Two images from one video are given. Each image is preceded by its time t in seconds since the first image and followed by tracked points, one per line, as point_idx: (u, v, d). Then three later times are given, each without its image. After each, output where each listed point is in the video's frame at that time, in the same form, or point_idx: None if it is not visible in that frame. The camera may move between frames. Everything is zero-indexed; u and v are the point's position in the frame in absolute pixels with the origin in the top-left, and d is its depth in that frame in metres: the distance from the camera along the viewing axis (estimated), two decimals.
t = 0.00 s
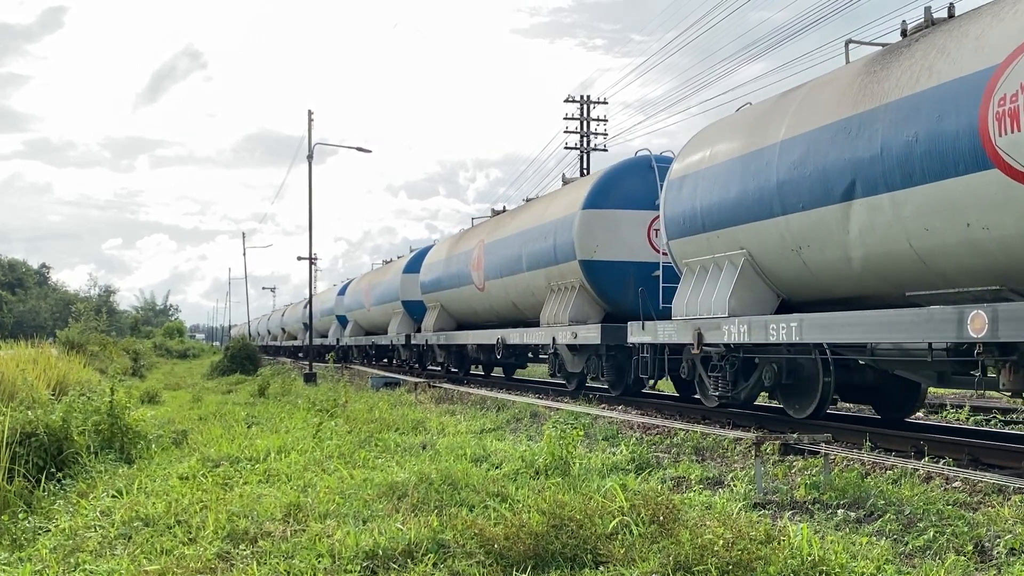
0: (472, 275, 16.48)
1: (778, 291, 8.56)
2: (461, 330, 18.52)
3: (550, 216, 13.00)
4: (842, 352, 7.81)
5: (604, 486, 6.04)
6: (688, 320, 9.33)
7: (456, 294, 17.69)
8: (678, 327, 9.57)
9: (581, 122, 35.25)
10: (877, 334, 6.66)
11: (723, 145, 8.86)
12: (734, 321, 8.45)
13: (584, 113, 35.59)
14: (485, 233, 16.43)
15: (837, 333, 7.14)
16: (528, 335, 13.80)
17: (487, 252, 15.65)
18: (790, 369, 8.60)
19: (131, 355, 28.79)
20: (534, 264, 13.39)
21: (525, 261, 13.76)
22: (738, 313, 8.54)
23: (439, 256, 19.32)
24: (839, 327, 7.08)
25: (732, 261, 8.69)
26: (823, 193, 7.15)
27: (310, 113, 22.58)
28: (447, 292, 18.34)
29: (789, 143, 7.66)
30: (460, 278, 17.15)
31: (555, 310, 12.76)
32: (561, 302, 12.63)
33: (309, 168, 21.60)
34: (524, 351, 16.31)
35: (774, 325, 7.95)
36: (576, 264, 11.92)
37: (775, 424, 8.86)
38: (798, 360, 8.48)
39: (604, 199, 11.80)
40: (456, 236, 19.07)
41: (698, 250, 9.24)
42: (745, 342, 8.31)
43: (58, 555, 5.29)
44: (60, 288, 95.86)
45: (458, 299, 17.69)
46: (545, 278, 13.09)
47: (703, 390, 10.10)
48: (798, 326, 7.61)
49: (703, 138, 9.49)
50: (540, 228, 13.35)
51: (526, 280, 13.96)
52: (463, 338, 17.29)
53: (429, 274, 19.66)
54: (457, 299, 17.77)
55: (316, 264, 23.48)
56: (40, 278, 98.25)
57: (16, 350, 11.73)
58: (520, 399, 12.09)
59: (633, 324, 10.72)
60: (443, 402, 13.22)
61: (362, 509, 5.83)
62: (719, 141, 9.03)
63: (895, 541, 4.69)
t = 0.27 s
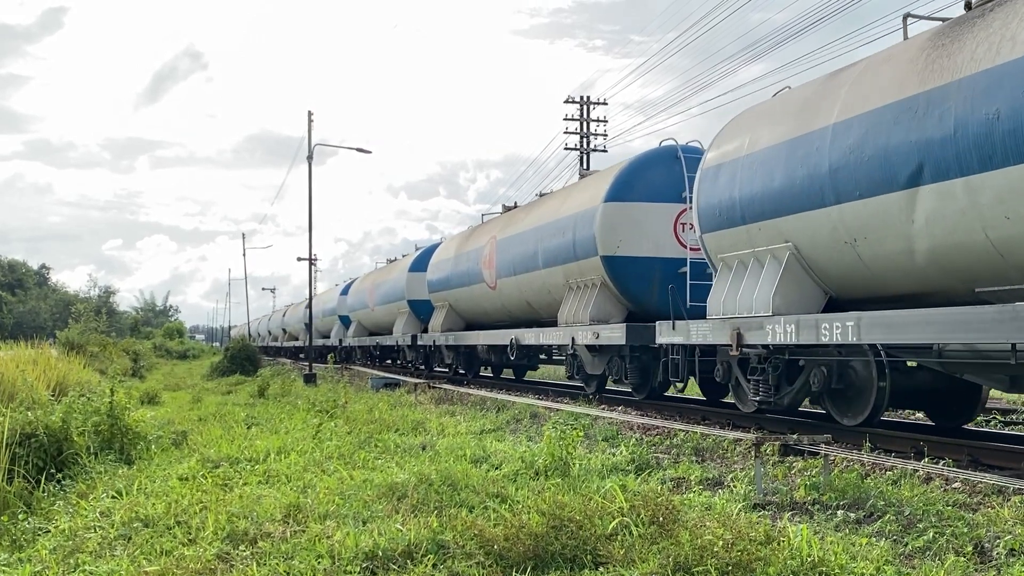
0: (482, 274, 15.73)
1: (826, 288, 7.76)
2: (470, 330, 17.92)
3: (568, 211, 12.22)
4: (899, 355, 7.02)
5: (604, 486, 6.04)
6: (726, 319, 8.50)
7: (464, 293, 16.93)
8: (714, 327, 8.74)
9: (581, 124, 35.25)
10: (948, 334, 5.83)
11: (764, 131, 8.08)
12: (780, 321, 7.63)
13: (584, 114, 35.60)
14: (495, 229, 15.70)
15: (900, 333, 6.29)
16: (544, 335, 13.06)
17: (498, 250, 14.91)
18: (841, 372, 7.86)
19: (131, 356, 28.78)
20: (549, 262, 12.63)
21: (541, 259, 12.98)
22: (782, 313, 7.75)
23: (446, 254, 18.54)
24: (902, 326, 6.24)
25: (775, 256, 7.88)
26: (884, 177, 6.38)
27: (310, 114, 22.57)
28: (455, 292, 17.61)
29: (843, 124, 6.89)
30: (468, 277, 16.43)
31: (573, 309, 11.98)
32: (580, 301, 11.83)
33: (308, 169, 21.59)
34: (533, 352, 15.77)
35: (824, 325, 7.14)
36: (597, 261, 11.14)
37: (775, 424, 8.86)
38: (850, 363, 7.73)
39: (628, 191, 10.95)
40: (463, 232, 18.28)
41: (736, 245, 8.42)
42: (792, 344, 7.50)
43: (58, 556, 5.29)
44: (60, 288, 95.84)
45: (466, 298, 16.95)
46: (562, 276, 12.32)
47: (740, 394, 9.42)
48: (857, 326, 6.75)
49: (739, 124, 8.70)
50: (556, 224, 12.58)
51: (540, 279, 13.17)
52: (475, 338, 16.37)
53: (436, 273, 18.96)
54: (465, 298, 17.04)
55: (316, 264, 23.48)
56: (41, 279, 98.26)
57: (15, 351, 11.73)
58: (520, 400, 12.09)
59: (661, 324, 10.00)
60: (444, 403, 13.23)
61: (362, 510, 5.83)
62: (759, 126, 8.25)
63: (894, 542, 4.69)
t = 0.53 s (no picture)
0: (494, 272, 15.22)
1: (882, 284, 7.29)
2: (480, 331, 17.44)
3: (589, 204, 11.69)
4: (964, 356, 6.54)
5: (604, 488, 6.04)
6: (771, 319, 7.97)
7: (475, 292, 16.42)
8: (756, 327, 8.23)
9: (581, 125, 35.26)
10: None
11: (812, 115, 7.58)
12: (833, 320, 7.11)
13: (584, 116, 35.62)
14: (508, 225, 15.17)
15: (975, 332, 5.79)
16: (562, 336, 12.53)
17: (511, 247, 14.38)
18: (901, 377, 7.37)
19: (131, 357, 28.77)
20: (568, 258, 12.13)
21: (558, 255, 12.46)
22: (834, 311, 7.28)
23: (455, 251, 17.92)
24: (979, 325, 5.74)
25: (824, 249, 7.42)
26: (958, 158, 5.86)
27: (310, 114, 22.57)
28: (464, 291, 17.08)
29: (907, 103, 6.37)
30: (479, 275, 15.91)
31: (594, 308, 11.43)
32: (604, 300, 11.25)
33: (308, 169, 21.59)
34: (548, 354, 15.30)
35: (886, 324, 6.63)
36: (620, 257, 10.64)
37: (775, 426, 8.87)
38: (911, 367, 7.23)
39: (654, 183, 10.44)
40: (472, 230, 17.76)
41: (781, 238, 7.91)
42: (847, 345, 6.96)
43: (57, 557, 5.28)
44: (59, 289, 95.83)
45: (477, 297, 16.42)
46: (581, 273, 11.81)
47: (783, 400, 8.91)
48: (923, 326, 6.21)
49: (783, 109, 8.19)
50: (575, 218, 12.06)
51: (558, 276, 12.65)
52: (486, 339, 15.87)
53: (444, 271, 18.45)
54: (475, 297, 16.54)
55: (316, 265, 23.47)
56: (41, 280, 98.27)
57: (15, 352, 11.73)
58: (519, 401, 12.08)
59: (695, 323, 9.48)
60: (444, 404, 13.25)
61: (362, 511, 5.83)
62: (807, 111, 7.72)
63: (895, 543, 4.69)
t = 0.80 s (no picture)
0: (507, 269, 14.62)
1: (946, 279, 6.69)
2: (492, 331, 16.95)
3: (611, 197, 11.07)
4: None
5: (603, 489, 6.03)
6: (823, 319, 7.31)
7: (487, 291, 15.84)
8: (805, 327, 7.55)
9: (581, 125, 35.23)
10: None
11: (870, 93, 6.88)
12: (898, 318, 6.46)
13: (583, 116, 35.60)
14: (520, 220, 14.59)
15: None
16: (582, 336, 11.94)
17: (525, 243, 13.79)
18: (973, 381, 6.63)
19: (131, 358, 28.77)
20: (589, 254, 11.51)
21: (577, 251, 11.88)
22: (897, 310, 6.65)
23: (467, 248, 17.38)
24: None
25: (884, 241, 6.79)
26: None
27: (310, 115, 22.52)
28: (476, 289, 16.52)
29: (972, 81, 5.83)
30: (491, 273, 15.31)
31: (619, 307, 10.84)
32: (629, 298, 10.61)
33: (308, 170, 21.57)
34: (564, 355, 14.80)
35: (961, 323, 5.97)
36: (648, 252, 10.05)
37: (774, 426, 8.88)
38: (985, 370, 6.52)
39: (683, 172, 9.78)
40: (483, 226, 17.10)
41: (834, 229, 7.27)
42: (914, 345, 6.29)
43: (57, 558, 5.28)
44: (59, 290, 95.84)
45: (488, 296, 15.83)
46: (604, 270, 11.24)
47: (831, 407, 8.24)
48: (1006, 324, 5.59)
49: (833, 87, 7.52)
50: (596, 211, 11.43)
51: (577, 273, 12.06)
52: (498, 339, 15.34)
53: (454, 270, 17.91)
54: (487, 296, 15.97)
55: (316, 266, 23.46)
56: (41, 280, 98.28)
57: (15, 353, 11.74)
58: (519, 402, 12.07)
59: (730, 323, 8.84)
60: (443, 405, 13.27)
61: (362, 512, 5.83)
62: (862, 89, 7.07)
63: (895, 544, 4.70)
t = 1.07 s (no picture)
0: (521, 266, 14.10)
1: None
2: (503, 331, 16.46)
3: (638, 189, 10.56)
4: None
5: (603, 489, 6.04)
6: (885, 318, 6.76)
7: (499, 288, 15.32)
8: (862, 326, 7.01)
9: (581, 126, 35.24)
10: None
11: (938, 69, 6.36)
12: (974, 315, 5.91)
13: (583, 117, 35.60)
14: (536, 215, 14.10)
15: None
16: (602, 337, 11.42)
17: (541, 238, 13.30)
18: None
19: (131, 359, 28.78)
20: (612, 249, 10.98)
21: (598, 245, 11.37)
22: (972, 306, 6.12)
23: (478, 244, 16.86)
24: None
25: (955, 231, 6.31)
26: None
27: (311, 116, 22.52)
28: (487, 287, 16.03)
29: None
30: (505, 270, 14.80)
31: (646, 305, 10.33)
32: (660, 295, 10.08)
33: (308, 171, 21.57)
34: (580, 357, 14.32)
35: None
36: (677, 246, 9.57)
37: (774, 428, 8.88)
38: None
39: (717, 162, 9.27)
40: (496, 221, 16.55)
41: (895, 218, 6.78)
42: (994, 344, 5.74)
43: (56, 559, 5.28)
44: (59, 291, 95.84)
45: (500, 293, 15.30)
46: (628, 266, 10.74)
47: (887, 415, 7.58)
48: None
49: (892, 66, 7.01)
50: (621, 204, 10.90)
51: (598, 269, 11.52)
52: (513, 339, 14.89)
53: (463, 267, 17.42)
54: (498, 293, 15.45)
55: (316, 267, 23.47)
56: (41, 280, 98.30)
57: (15, 353, 11.74)
58: (518, 403, 12.06)
59: (775, 322, 8.30)
60: (443, 406, 13.28)
61: (361, 513, 5.83)
62: (926, 64, 6.56)
63: (894, 545, 4.70)
